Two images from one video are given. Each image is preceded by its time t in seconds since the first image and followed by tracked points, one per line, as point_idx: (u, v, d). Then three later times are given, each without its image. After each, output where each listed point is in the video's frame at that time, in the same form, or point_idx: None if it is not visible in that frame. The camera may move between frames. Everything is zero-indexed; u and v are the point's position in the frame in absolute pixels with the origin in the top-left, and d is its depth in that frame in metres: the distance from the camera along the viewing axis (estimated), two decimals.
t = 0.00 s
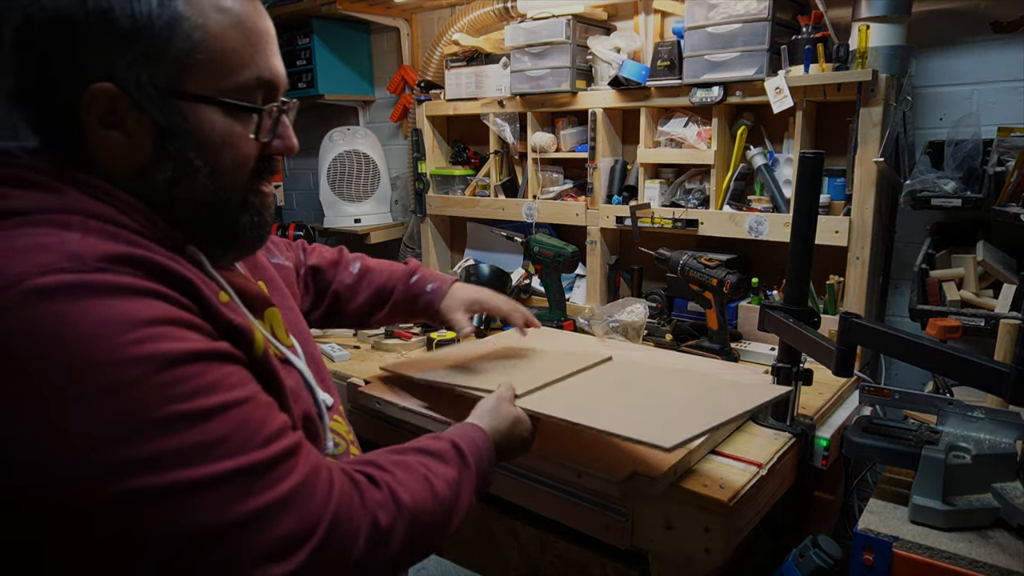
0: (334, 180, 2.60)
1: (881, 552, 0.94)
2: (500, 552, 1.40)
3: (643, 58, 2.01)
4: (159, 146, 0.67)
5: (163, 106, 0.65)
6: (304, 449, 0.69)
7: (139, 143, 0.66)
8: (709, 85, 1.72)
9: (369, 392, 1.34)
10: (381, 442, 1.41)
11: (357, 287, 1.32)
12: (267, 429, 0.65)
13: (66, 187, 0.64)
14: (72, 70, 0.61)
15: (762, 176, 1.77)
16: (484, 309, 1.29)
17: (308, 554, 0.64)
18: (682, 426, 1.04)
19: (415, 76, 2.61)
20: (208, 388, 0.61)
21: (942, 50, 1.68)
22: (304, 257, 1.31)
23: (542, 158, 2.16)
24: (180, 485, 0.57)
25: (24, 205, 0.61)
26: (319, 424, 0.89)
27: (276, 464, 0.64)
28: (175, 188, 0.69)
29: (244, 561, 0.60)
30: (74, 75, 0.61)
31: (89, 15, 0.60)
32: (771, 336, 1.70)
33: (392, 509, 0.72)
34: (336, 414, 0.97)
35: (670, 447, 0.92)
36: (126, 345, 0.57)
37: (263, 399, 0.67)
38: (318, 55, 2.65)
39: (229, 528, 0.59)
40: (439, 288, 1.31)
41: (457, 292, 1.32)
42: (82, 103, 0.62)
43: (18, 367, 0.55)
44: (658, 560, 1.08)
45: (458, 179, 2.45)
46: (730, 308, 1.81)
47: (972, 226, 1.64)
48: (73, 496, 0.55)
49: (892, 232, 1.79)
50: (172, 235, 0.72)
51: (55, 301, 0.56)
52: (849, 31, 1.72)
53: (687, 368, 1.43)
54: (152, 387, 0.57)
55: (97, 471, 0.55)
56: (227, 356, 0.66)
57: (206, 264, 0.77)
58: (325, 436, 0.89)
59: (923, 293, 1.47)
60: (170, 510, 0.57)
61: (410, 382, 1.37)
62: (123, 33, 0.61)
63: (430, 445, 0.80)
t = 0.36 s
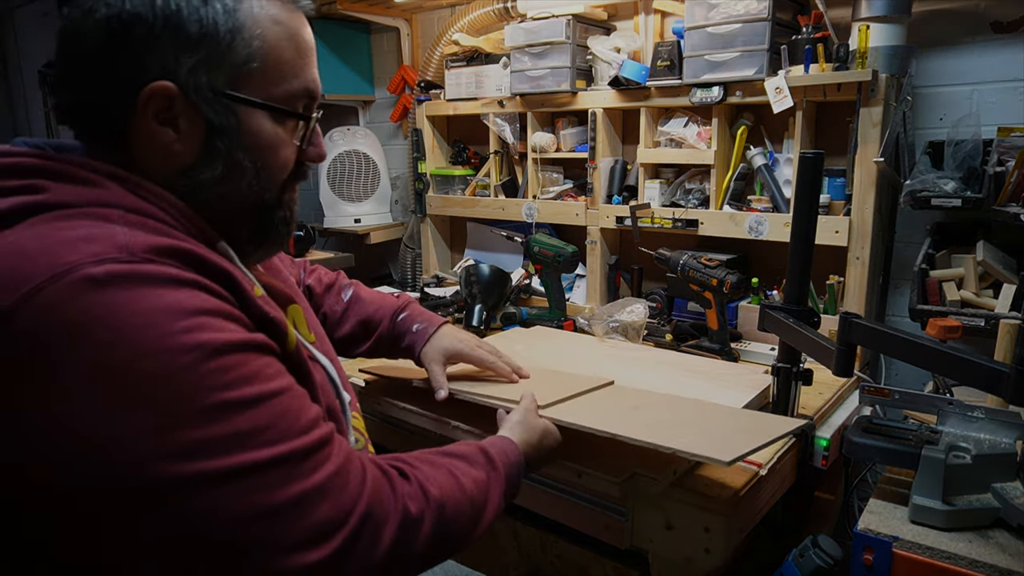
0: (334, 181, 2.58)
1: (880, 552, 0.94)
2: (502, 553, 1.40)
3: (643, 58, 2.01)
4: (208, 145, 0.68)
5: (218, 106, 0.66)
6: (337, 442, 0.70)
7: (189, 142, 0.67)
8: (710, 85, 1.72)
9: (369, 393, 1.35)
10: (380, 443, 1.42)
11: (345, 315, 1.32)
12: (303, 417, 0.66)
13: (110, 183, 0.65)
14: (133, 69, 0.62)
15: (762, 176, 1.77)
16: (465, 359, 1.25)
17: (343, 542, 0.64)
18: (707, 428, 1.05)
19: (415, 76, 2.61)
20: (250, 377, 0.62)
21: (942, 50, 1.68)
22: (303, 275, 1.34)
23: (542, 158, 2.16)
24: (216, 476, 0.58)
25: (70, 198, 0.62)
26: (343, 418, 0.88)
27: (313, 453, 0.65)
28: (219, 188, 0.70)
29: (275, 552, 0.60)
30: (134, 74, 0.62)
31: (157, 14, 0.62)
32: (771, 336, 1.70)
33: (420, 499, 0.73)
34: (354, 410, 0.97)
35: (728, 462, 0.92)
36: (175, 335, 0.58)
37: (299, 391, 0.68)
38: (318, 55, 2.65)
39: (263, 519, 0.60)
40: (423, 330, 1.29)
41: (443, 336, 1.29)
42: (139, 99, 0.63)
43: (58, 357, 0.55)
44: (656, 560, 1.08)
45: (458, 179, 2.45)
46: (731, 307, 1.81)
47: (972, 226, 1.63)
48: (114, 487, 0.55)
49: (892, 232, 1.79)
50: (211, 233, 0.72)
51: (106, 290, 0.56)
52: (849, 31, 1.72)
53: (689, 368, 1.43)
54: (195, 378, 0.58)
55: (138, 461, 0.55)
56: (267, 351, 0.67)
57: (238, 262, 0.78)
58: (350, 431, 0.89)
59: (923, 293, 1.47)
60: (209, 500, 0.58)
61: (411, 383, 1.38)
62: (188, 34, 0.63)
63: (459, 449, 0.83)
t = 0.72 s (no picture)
0: (334, 181, 2.58)
1: (881, 552, 0.94)
2: (501, 553, 1.40)
3: (643, 58, 2.01)
4: (223, 146, 0.69)
5: (234, 108, 0.68)
6: (335, 449, 0.70)
7: (205, 141, 0.69)
8: (710, 85, 1.72)
9: (370, 392, 1.37)
10: (379, 442, 1.42)
11: (374, 319, 1.32)
12: (302, 424, 0.66)
13: (117, 181, 0.65)
14: (153, 69, 0.64)
15: (762, 176, 1.77)
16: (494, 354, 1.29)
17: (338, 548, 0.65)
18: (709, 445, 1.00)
19: (415, 76, 2.61)
20: (249, 381, 0.62)
21: (942, 50, 1.68)
22: (328, 280, 1.33)
23: (542, 158, 2.16)
24: (216, 477, 0.58)
25: (77, 197, 0.62)
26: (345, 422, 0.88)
27: (310, 457, 0.65)
28: (231, 188, 0.72)
29: (276, 552, 0.61)
30: (153, 74, 0.64)
31: (178, 17, 0.64)
32: (771, 336, 1.70)
33: (415, 513, 0.73)
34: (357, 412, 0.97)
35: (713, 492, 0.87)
36: (177, 335, 0.58)
37: (299, 397, 0.68)
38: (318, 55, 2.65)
39: (263, 519, 0.60)
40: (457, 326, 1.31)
41: (474, 334, 1.32)
42: (157, 100, 0.65)
43: (61, 358, 0.55)
44: (657, 560, 1.08)
45: (458, 179, 2.45)
46: (730, 307, 1.81)
47: (972, 227, 1.64)
48: (115, 486, 0.56)
49: (892, 232, 1.79)
50: (218, 231, 0.73)
51: (110, 290, 0.57)
52: (849, 31, 1.72)
53: (689, 368, 1.43)
54: (196, 379, 0.58)
55: (139, 461, 0.56)
56: (270, 355, 0.68)
57: (244, 263, 0.78)
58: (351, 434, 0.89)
59: (922, 292, 1.47)
60: (209, 500, 0.58)
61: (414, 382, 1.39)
62: (209, 38, 0.65)
63: (458, 464, 0.83)
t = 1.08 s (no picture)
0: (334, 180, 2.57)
1: (881, 552, 0.94)
2: (500, 552, 1.40)
3: (643, 58, 2.01)
4: (226, 147, 0.70)
5: (238, 111, 0.69)
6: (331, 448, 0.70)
7: (209, 143, 0.69)
8: (709, 85, 1.72)
9: (370, 392, 1.37)
10: (378, 443, 1.42)
11: (409, 321, 1.34)
12: (296, 423, 0.65)
13: (113, 181, 0.65)
14: (158, 71, 0.65)
15: (762, 176, 1.77)
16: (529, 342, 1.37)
17: (332, 546, 0.65)
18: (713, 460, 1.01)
19: (415, 76, 2.61)
20: (241, 379, 0.62)
21: (942, 50, 1.68)
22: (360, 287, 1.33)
23: (542, 158, 2.16)
24: (208, 475, 0.58)
25: (72, 196, 0.63)
26: (341, 422, 0.88)
27: (303, 455, 0.65)
28: (233, 190, 0.72)
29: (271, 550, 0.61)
30: (158, 75, 0.65)
31: (184, 21, 0.64)
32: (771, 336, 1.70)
33: (411, 512, 0.73)
34: (355, 411, 0.97)
35: (720, 510, 0.88)
36: (169, 334, 0.58)
37: (293, 396, 0.68)
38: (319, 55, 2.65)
39: (257, 516, 0.60)
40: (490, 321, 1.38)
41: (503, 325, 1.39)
42: (163, 101, 0.65)
43: (55, 356, 0.55)
44: (658, 559, 1.08)
45: (458, 179, 2.45)
46: (730, 308, 1.81)
47: (972, 227, 1.64)
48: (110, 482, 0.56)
49: (893, 232, 1.79)
50: (214, 232, 0.73)
51: (102, 288, 0.57)
52: (849, 31, 1.72)
53: (689, 368, 1.43)
54: (187, 377, 0.58)
55: (133, 457, 0.56)
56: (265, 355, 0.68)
57: (241, 264, 0.78)
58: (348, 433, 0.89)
59: (922, 292, 1.46)
60: (203, 497, 0.58)
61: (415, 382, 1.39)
62: (214, 40, 0.66)
63: (456, 467, 0.83)
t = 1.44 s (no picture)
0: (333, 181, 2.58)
1: (881, 552, 0.94)
2: (500, 551, 1.40)
3: (643, 58, 2.01)
4: (230, 148, 0.70)
5: (242, 112, 0.69)
6: (333, 454, 0.70)
7: (213, 144, 0.69)
8: (709, 85, 1.72)
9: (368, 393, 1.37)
10: (378, 442, 1.42)
11: (338, 318, 1.32)
12: (297, 428, 0.66)
13: (116, 182, 0.65)
14: (162, 72, 0.65)
15: (762, 176, 1.77)
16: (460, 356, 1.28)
17: (336, 550, 0.65)
18: (712, 462, 1.02)
19: (415, 76, 2.61)
20: (244, 384, 0.62)
21: (942, 50, 1.68)
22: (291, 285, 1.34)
23: (542, 158, 2.16)
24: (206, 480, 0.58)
25: (75, 197, 0.63)
26: (343, 422, 0.88)
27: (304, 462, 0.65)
28: (237, 191, 0.72)
29: (272, 553, 0.61)
30: (163, 76, 0.65)
31: (189, 22, 0.64)
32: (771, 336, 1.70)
33: (412, 515, 0.73)
34: (356, 411, 0.97)
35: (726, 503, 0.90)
36: (172, 336, 0.58)
37: (294, 399, 0.68)
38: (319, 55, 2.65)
39: (259, 521, 0.60)
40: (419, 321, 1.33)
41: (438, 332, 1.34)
42: (166, 102, 0.65)
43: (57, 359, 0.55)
44: (658, 559, 1.08)
45: (458, 179, 2.45)
46: (730, 308, 1.81)
47: (972, 227, 1.64)
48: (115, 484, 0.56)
49: (893, 232, 1.79)
50: (217, 233, 0.73)
51: (106, 291, 0.57)
52: (849, 31, 1.72)
53: (689, 369, 1.43)
54: (190, 380, 0.58)
55: (136, 461, 0.56)
56: (267, 358, 0.68)
57: (243, 264, 0.78)
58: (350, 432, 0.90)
59: (922, 292, 1.46)
60: (206, 501, 0.58)
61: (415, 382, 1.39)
62: (219, 41, 0.66)
63: (457, 467, 0.83)
